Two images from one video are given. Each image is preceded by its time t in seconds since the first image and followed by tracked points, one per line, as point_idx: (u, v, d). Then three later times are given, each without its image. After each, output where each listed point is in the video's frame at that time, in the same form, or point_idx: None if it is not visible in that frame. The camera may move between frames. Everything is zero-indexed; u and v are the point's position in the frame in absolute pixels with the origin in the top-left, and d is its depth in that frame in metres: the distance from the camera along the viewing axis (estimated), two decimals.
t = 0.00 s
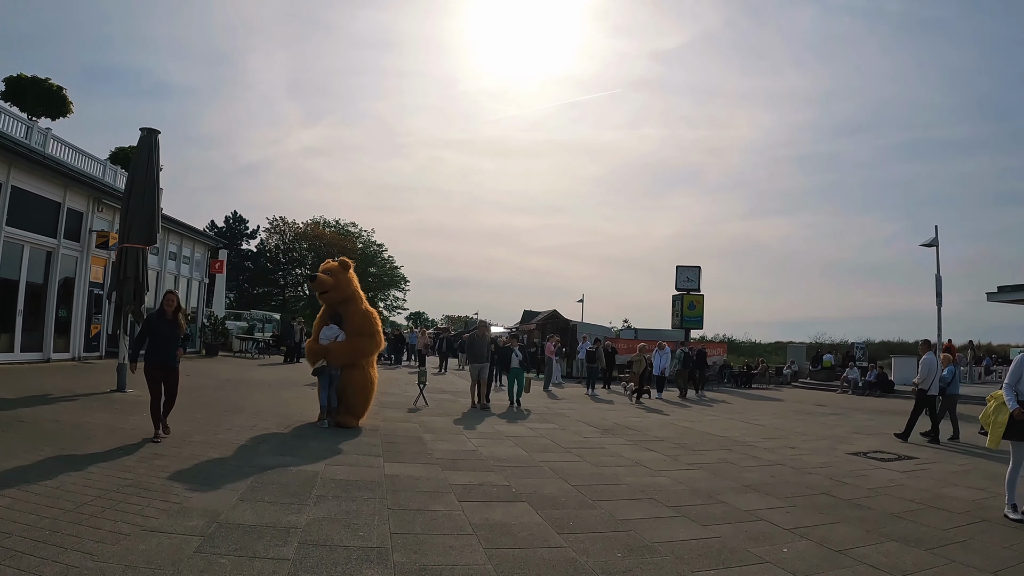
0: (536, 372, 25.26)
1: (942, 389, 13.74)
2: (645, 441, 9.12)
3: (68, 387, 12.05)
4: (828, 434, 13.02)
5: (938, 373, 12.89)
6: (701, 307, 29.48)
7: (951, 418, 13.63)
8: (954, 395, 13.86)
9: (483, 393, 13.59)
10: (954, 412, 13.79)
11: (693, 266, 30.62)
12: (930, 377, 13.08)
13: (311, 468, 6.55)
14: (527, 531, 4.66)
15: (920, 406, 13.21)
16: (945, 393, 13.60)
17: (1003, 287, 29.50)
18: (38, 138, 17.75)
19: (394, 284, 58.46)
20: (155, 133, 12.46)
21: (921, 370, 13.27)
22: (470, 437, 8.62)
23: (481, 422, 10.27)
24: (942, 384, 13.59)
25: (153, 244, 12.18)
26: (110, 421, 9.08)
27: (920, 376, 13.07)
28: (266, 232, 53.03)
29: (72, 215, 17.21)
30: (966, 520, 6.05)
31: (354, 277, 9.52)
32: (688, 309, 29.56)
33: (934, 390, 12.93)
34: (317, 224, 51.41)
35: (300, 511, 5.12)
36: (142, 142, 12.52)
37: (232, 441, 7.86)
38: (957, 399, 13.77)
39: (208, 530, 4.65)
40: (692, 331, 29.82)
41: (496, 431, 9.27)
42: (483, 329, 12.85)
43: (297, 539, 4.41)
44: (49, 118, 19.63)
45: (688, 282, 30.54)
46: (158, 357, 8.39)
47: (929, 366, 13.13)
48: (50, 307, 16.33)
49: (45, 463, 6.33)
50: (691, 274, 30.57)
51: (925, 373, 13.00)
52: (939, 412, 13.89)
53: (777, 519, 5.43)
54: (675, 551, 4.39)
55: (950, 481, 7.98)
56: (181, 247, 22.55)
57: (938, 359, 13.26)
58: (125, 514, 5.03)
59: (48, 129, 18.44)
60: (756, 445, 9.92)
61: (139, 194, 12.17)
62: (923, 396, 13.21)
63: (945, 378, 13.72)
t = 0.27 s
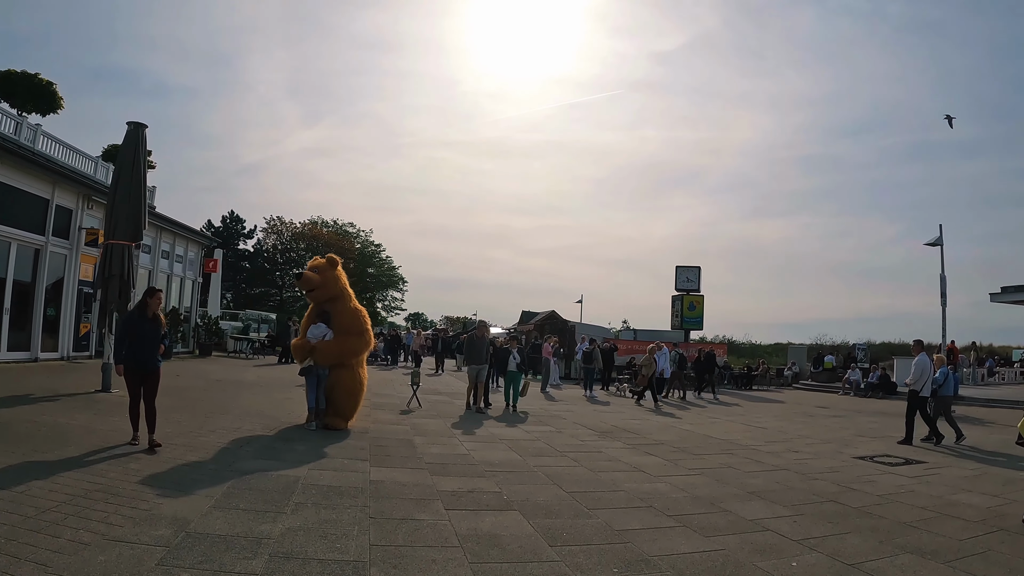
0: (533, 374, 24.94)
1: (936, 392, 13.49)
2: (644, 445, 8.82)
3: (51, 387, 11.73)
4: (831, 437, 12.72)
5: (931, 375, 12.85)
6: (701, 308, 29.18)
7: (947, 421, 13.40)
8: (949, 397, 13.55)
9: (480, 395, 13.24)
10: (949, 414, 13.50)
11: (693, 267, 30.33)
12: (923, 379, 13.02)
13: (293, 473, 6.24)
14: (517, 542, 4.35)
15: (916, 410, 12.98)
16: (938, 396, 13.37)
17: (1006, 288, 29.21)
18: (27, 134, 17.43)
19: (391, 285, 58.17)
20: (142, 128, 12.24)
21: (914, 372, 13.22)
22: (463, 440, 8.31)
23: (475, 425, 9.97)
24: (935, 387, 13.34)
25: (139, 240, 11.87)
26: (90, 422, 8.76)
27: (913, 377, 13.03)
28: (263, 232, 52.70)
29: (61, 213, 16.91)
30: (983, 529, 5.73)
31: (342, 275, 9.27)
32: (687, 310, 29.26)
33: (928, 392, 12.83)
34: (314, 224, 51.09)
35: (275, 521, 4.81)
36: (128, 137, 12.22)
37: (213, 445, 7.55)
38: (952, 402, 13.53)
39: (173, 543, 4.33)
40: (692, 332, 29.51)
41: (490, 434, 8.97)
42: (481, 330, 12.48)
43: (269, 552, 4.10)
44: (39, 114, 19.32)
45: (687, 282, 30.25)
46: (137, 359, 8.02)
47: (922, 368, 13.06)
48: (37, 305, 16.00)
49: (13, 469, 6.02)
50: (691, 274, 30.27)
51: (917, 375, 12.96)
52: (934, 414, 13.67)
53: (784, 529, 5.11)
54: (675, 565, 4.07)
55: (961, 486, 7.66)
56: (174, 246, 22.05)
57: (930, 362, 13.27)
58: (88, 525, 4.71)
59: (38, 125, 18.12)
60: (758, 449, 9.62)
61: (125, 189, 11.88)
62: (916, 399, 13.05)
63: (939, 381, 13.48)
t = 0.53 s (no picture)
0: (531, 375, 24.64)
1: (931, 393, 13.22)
2: (642, 450, 8.50)
3: (33, 389, 11.40)
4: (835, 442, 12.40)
5: (926, 377, 12.71)
6: (701, 308, 28.86)
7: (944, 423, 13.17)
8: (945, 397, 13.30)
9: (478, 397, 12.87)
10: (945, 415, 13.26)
11: (693, 267, 30.02)
12: (918, 380, 12.88)
13: (272, 482, 5.91)
14: (505, 561, 4.02)
15: (913, 413, 12.72)
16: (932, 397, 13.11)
17: (1009, 288, 28.90)
18: (15, 129, 17.08)
19: (389, 284, 57.86)
20: (127, 122, 11.92)
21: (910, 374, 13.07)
22: (454, 445, 7.99)
23: (469, 428, 9.64)
24: (931, 388, 13.08)
25: (125, 238, 11.57)
26: (67, 426, 8.43)
27: (908, 379, 12.88)
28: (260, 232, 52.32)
29: (49, 210, 16.57)
30: (1001, 543, 5.41)
31: (331, 273, 8.96)
32: (687, 310, 28.94)
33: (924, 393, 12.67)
34: (312, 223, 50.75)
35: (247, 535, 4.48)
36: (112, 132, 11.93)
37: (193, 451, 7.23)
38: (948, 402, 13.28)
39: (133, 561, 3.99)
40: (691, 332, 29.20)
41: (483, 439, 8.64)
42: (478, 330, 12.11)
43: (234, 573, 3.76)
44: (28, 110, 18.98)
45: (687, 282, 29.93)
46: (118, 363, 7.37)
47: (917, 370, 12.92)
48: (24, 305, 15.66)
49: None
50: (690, 274, 29.96)
51: (913, 377, 12.81)
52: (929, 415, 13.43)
53: (792, 545, 4.79)
54: None
55: (974, 494, 7.34)
56: (166, 245, 21.48)
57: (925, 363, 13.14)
58: (44, 540, 4.38)
59: (26, 121, 17.77)
60: (761, 454, 9.30)
61: (111, 186, 11.58)
62: (912, 401, 12.84)
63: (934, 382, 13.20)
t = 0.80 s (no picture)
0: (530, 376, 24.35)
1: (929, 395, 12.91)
2: (644, 455, 8.25)
3: (17, 391, 11.11)
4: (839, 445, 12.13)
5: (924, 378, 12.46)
6: (701, 308, 28.56)
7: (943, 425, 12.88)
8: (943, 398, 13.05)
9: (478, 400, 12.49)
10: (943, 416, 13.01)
11: (693, 267, 29.74)
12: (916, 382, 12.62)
13: (254, 491, 5.62)
14: None
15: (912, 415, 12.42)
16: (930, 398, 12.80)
17: (1012, 288, 28.66)
18: (4, 127, 16.77)
19: (388, 285, 57.56)
20: (114, 117, 11.60)
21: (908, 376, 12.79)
22: (448, 450, 7.72)
23: (464, 432, 9.36)
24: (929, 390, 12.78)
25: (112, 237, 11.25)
26: (47, 430, 8.15)
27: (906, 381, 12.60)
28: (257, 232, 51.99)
29: (39, 209, 16.28)
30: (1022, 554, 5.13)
31: (321, 271, 8.65)
32: (687, 311, 28.65)
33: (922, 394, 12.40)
34: (310, 224, 50.44)
35: (220, 550, 4.18)
36: (99, 128, 11.61)
37: (174, 457, 6.94)
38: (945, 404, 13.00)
39: None
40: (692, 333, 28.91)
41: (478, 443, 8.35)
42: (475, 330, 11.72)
43: None
44: (19, 108, 18.69)
45: (687, 282, 29.65)
46: (101, 365, 6.92)
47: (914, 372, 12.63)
48: (12, 305, 15.36)
49: None
50: (690, 274, 29.68)
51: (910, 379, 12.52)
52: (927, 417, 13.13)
53: (803, 558, 4.50)
54: None
55: (988, 501, 7.06)
56: (159, 244, 20.87)
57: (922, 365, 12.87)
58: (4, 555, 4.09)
59: (16, 119, 17.46)
60: (763, 458, 9.06)
61: (97, 183, 11.26)
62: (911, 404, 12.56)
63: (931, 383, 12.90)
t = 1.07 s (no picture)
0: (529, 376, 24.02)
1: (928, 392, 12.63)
2: (647, 457, 7.93)
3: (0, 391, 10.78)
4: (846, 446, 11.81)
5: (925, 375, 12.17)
6: (703, 307, 28.22)
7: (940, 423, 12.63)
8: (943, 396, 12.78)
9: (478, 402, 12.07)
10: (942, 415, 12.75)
11: (694, 265, 29.42)
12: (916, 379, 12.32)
13: (235, 496, 5.30)
14: None
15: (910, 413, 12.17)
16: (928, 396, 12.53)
17: (1017, 286, 28.35)
18: None
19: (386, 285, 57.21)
20: (101, 110, 11.26)
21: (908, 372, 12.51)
22: (443, 452, 7.40)
23: (461, 433, 9.04)
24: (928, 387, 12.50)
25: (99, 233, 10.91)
26: (26, 431, 7.82)
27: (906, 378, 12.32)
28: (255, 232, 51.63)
29: (28, 206, 15.95)
30: None
31: (307, 266, 8.38)
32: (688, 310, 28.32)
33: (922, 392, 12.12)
34: (308, 224, 50.08)
35: (191, 562, 3.86)
36: (86, 121, 11.27)
37: (155, 460, 6.62)
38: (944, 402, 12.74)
39: None
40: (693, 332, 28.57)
41: (474, 445, 8.03)
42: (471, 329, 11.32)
43: None
44: (9, 104, 18.35)
45: (688, 281, 29.32)
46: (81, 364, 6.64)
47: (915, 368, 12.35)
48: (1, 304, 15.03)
49: None
50: (692, 272, 29.35)
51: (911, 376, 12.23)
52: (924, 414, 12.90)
53: (821, 569, 4.19)
54: None
55: (1007, 505, 6.75)
56: (153, 243, 20.19)
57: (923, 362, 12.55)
58: None
59: (5, 114, 17.12)
60: (770, 460, 8.73)
61: (83, 177, 10.92)
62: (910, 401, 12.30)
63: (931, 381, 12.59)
